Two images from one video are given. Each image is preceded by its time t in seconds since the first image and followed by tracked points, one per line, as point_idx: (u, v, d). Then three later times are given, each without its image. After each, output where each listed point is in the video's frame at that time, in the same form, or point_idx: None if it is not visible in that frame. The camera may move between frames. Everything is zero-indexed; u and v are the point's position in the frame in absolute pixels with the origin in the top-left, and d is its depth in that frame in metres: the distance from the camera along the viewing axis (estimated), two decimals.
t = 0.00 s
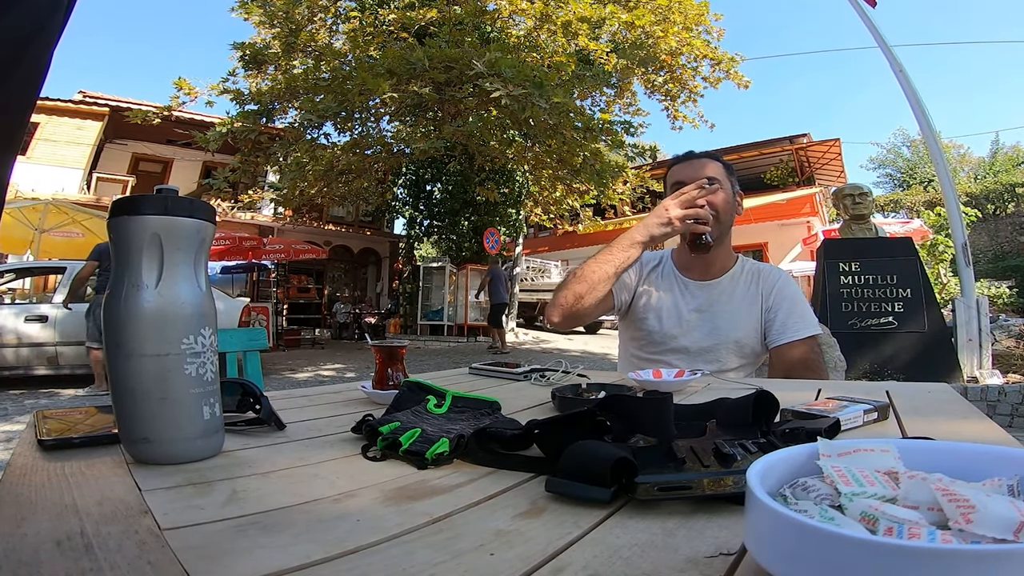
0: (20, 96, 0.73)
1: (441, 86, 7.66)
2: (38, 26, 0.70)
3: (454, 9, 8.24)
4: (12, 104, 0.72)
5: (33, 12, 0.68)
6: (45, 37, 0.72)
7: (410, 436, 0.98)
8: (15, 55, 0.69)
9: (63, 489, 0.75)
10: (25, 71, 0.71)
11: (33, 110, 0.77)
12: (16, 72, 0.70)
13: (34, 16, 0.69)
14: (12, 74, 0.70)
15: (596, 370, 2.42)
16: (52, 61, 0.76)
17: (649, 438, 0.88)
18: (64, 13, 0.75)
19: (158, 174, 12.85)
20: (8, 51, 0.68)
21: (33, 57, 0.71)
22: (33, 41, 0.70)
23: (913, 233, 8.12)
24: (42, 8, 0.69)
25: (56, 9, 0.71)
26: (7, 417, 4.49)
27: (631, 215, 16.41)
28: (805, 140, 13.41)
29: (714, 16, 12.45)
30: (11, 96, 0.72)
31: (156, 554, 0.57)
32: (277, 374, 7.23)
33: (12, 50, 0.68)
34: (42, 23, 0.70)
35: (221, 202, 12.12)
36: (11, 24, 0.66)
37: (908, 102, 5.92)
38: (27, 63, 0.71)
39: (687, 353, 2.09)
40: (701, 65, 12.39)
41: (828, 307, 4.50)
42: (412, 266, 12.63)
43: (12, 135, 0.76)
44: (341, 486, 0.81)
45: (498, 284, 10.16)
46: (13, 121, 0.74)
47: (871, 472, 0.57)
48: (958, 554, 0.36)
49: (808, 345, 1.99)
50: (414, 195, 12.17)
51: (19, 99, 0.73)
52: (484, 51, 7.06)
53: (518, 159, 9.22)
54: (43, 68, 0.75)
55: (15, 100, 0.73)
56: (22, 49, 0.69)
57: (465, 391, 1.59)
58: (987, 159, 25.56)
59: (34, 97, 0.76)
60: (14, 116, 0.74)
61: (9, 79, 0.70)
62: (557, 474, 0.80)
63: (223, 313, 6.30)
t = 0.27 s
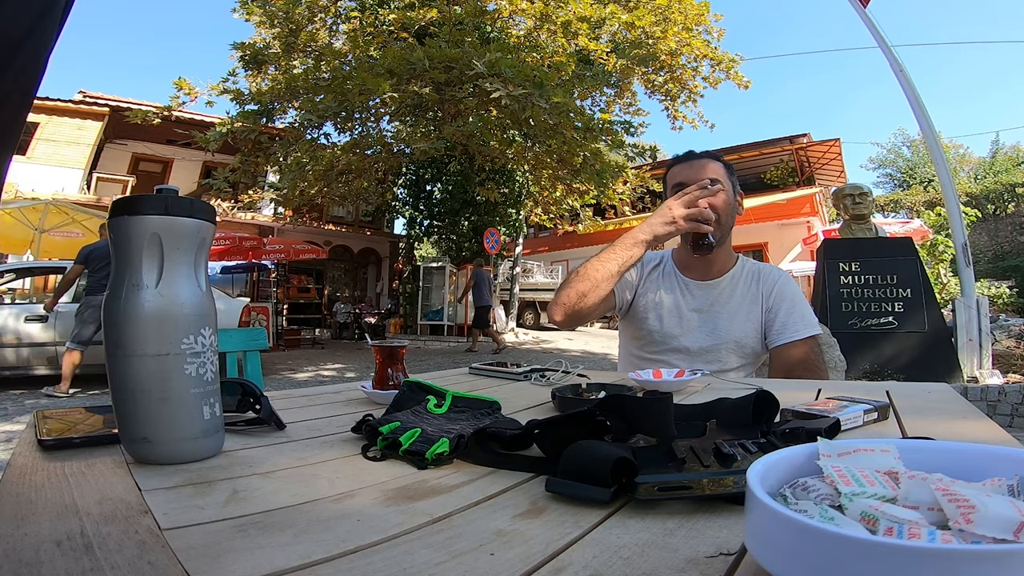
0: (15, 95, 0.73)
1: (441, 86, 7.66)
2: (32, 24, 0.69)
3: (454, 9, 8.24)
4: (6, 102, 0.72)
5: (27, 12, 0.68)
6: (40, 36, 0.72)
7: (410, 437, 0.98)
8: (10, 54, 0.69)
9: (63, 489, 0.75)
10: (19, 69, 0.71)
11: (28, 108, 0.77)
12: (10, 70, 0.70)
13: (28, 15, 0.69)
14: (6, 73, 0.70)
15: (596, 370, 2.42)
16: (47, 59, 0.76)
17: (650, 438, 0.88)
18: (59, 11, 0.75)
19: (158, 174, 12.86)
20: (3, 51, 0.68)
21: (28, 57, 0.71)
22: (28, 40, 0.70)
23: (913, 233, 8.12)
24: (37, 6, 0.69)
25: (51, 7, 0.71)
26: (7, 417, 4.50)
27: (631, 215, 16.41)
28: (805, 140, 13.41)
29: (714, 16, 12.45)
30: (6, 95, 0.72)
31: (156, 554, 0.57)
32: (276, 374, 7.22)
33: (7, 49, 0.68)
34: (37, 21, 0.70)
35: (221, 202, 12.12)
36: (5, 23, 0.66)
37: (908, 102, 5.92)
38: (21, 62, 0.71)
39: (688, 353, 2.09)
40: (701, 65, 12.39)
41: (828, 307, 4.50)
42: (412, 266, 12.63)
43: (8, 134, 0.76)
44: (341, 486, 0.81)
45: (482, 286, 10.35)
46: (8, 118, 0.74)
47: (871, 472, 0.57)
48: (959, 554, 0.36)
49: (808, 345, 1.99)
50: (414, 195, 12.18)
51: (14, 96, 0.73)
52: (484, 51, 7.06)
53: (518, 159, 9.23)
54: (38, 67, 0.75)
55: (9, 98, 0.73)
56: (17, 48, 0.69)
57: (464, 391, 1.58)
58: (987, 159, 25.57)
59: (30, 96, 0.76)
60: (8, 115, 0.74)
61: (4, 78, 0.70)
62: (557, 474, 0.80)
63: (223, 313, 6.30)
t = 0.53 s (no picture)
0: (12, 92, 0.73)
1: (441, 86, 7.66)
2: (29, 24, 0.69)
3: (454, 9, 8.25)
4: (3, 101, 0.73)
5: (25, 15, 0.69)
6: (37, 37, 0.72)
7: (410, 436, 0.98)
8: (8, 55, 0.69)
9: (63, 489, 0.75)
10: (16, 69, 0.72)
11: (27, 107, 0.78)
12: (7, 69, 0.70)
13: (26, 14, 0.69)
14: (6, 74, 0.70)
15: (596, 370, 2.42)
16: (45, 56, 0.76)
17: (650, 438, 0.88)
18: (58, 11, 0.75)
19: (158, 174, 12.86)
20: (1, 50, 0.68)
21: (25, 55, 0.71)
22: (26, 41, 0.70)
23: (913, 233, 8.12)
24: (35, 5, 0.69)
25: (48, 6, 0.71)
26: (7, 417, 4.49)
27: (631, 215, 16.42)
28: (805, 140, 13.42)
29: (713, 16, 12.46)
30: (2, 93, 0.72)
31: (156, 555, 0.57)
32: (276, 374, 7.22)
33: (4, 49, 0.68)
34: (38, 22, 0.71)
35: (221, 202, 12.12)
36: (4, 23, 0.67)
37: (908, 102, 5.93)
38: (19, 60, 0.71)
39: (688, 353, 2.09)
40: (701, 65, 12.39)
41: (829, 307, 4.50)
42: (412, 266, 12.64)
43: (4, 134, 0.76)
44: (341, 486, 0.81)
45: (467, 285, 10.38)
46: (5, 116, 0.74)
47: (871, 472, 0.57)
48: (958, 554, 0.36)
49: (808, 345, 1.99)
50: (414, 195, 12.19)
51: (10, 94, 0.73)
52: (484, 51, 7.05)
53: (518, 159, 9.23)
54: (38, 66, 0.76)
55: (5, 95, 0.73)
56: (14, 46, 0.69)
57: (464, 391, 1.58)
58: (987, 159, 25.57)
59: (28, 95, 0.76)
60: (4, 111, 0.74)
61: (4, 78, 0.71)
62: (557, 475, 0.80)
63: (222, 312, 6.29)
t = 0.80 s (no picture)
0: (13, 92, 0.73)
1: (441, 86, 7.67)
2: (29, 24, 0.69)
3: (454, 9, 8.25)
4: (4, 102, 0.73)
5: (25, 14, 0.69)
6: (38, 36, 0.73)
7: (410, 436, 0.98)
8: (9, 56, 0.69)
9: (63, 489, 0.75)
10: (17, 69, 0.72)
11: (27, 107, 0.78)
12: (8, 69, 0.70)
13: (26, 15, 0.69)
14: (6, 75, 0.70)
15: (597, 370, 2.42)
16: (45, 56, 0.76)
17: (650, 438, 0.88)
18: (58, 12, 0.75)
19: (158, 174, 12.86)
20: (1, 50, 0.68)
21: (25, 57, 0.71)
22: (26, 41, 0.70)
23: (913, 233, 8.12)
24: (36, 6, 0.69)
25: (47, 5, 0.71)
26: (7, 417, 4.49)
27: (631, 215, 16.42)
28: (805, 140, 13.42)
29: (714, 16, 12.46)
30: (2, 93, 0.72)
31: (157, 554, 0.57)
32: (276, 374, 7.22)
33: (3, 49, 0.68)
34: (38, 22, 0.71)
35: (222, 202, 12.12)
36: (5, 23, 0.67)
37: (908, 102, 5.93)
38: (19, 61, 0.71)
39: (688, 353, 2.09)
40: (701, 65, 12.39)
41: (828, 307, 4.50)
42: (412, 266, 12.64)
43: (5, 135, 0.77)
44: (341, 486, 0.81)
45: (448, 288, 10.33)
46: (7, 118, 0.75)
47: (872, 472, 0.57)
48: (958, 554, 0.36)
49: (808, 345, 1.99)
50: (414, 195, 12.19)
51: (10, 95, 0.73)
52: (484, 51, 7.05)
53: (519, 159, 9.23)
54: (37, 68, 0.76)
55: (4, 96, 0.73)
56: (14, 47, 0.69)
57: (464, 391, 1.58)
58: (987, 159, 25.58)
59: (28, 96, 0.77)
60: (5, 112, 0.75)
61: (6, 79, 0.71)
62: (557, 475, 0.80)
63: (223, 312, 6.29)
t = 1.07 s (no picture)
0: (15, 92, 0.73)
1: (441, 86, 7.67)
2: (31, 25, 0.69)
3: (454, 9, 8.24)
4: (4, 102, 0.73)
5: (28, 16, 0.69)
6: (41, 37, 0.73)
7: (410, 436, 0.98)
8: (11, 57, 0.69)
9: (63, 489, 0.75)
10: (19, 70, 0.72)
11: (27, 107, 0.78)
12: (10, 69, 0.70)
13: (28, 15, 0.69)
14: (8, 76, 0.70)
15: (596, 370, 2.42)
16: (47, 57, 0.76)
17: (650, 438, 0.88)
18: (59, 14, 0.75)
19: (158, 174, 12.86)
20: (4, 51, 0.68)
21: (25, 57, 0.71)
22: (27, 42, 0.70)
23: (913, 233, 8.12)
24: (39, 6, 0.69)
25: (50, 7, 0.71)
26: (7, 417, 4.49)
27: (631, 215, 16.42)
28: (805, 140, 13.42)
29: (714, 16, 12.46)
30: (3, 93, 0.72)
31: (157, 555, 0.57)
32: (277, 374, 7.22)
33: (6, 50, 0.68)
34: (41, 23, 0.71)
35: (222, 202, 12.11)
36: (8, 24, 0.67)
37: (908, 102, 5.93)
38: (21, 62, 0.71)
39: (689, 352, 2.09)
40: (700, 65, 12.38)
41: (828, 307, 4.50)
42: (412, 266, 12.65)
43: (7, 136, 0.77)
44: (341, 486, 0.82)
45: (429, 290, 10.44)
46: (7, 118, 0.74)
47: (872, 472, 0.57)
48: (959, 554, 0.36)
49: (808, 345, 1.99)
50: (414, 195, 12.21)
51: (11, 96, 0.73)
52: (484, 51, 7.05)
53: (519, 159, 9.24)
54: (38, 68, 0.76)
55: (5, 97, 0.73)
56: (16, 48, 0.69)
57: (464, 391, 1.58)
58: (986, 159, 25.57)
59: (28, 96, 0.76)
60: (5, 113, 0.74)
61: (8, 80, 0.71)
62: (557, 474, 0.80)
63: (223, 312, 6.28)
